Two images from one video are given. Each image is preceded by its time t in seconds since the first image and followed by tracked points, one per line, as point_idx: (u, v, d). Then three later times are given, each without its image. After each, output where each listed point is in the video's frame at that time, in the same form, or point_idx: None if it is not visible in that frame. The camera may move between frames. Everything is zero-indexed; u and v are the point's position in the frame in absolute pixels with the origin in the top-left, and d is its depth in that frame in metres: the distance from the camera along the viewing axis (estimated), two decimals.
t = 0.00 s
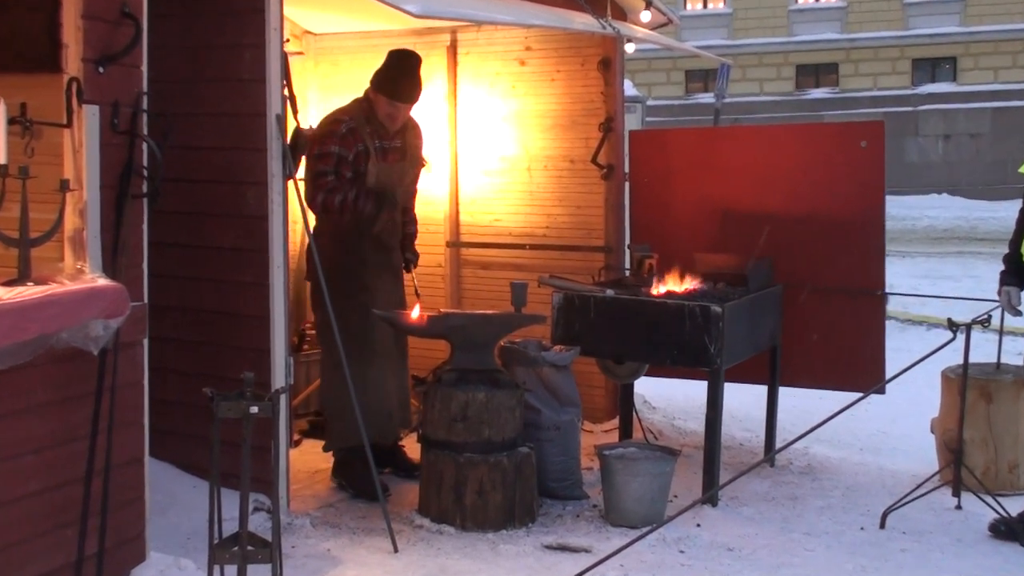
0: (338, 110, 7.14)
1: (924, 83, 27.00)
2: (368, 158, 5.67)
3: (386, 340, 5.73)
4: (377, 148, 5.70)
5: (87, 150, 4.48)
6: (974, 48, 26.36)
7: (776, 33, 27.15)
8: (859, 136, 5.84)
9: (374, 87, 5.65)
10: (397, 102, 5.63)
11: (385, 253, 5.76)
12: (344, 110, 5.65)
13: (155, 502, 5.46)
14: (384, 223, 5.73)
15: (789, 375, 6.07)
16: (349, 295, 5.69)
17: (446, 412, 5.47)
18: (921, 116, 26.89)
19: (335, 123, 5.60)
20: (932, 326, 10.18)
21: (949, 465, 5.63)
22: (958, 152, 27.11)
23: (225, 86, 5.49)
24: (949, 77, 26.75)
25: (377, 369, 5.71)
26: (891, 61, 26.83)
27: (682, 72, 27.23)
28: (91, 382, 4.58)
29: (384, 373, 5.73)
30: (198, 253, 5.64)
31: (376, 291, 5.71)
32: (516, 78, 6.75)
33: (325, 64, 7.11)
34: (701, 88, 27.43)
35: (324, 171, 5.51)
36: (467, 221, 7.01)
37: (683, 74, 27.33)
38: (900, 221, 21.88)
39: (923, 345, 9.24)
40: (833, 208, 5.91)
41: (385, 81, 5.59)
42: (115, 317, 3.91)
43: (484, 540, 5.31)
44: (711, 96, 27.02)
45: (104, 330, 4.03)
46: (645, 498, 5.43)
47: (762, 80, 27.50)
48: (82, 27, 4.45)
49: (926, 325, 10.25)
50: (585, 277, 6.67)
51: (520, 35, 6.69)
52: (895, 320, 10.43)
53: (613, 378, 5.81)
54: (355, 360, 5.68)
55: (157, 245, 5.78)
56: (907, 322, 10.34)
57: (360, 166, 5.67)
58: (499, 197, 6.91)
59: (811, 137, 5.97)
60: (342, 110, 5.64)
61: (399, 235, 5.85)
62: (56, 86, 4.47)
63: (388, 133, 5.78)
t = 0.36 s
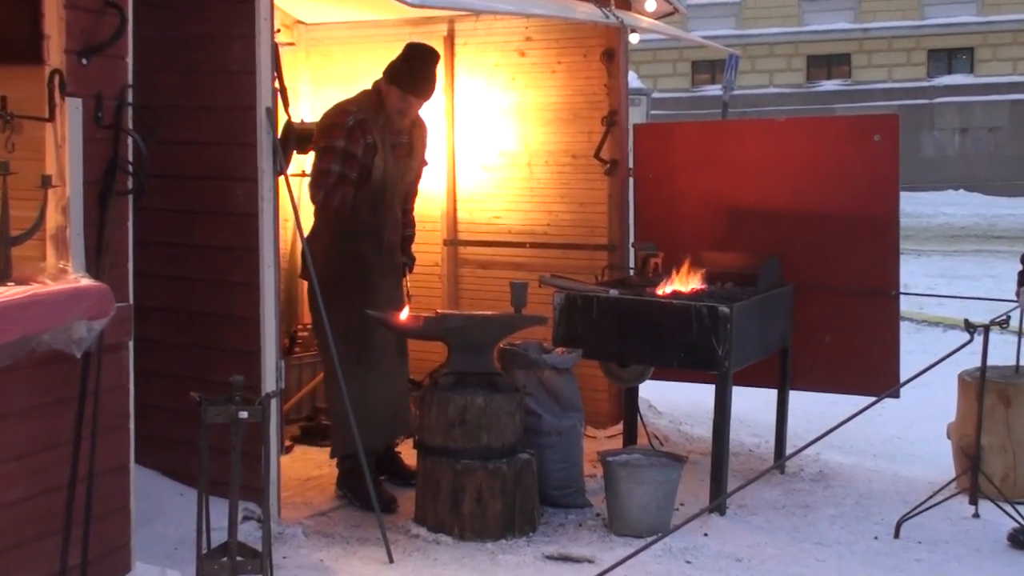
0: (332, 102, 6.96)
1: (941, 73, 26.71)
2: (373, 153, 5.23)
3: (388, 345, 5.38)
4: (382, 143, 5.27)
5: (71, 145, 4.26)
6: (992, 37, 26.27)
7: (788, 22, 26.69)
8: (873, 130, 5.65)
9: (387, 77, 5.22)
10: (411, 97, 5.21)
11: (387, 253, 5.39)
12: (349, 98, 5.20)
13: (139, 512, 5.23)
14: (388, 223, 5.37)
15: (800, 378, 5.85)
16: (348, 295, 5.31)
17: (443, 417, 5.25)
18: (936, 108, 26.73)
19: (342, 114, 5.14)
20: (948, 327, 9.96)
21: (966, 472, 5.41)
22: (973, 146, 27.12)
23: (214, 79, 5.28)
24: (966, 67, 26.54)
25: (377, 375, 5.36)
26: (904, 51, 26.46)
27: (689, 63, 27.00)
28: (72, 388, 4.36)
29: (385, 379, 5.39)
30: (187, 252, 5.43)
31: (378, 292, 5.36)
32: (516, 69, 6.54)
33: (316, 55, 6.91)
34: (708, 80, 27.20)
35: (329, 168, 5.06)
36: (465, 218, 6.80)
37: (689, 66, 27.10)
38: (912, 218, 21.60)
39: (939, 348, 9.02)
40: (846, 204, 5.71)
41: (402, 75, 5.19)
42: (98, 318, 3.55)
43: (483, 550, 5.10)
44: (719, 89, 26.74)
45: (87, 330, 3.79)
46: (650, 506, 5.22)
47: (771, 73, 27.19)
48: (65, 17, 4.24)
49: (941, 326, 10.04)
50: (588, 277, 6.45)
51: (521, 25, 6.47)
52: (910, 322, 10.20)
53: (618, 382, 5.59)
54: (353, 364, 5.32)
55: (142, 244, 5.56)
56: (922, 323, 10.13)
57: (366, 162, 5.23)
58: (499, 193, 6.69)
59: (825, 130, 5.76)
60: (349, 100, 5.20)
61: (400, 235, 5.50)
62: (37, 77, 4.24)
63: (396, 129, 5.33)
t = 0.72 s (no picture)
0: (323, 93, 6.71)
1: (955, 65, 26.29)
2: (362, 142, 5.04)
3: (381, 347, 5.17)
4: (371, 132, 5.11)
5: (50, 138, 4.03)
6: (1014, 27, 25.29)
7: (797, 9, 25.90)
8: (889, 121, 5.42)
9: (376, 64, 5.10)
10: (400, 82, 5.12)
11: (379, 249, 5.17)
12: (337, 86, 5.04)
13: (122, 522, 4.99)
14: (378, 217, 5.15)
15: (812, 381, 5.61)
16: (341, 294, 5.10)
17: (439, 422, 5.03)
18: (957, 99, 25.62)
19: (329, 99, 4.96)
20: (968, 328, 9.71)
21: (986, 479, 5.17)
22: (994, 138, 25.53)
23: (199, 70, 5.05)
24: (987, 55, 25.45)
25: (370, 378, 5.16)
26: (927, 37, 25.52)
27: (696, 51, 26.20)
28: (51, 393, 4.12)
29: (380, 384, 5.19)
30: (173, 250, 5.20)
31: (372, 292, 5.14)
32: (515, 59, 6.31)
33: (307, 44, 6.67)
34: (717, 70, 26.62)
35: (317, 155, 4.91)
36: (462, 214, 6.57)
37: (697, 55, 26.36)
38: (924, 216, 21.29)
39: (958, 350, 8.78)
40: (860, 200, 5.48)
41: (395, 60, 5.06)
42: (78, 317, 3.30)
43: (482, 561, 4.86)
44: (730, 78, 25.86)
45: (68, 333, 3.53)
46: (655, 515, 4.98)
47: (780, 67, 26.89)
48: (44, 4, 4.01)
49: (960, 327, 9.79)
50: (592, 275, 6.22)
51: (520, 12, 6.24)
52: (928, 322, 9.95)
53: (622, 386, 5.35)
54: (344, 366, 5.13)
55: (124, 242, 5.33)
56: (941, 323, 9.88)
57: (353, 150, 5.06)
58: (498, 188, 6.45)
59: (841, 123, 5.52)
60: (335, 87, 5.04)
61: (394, 234, 5.26)
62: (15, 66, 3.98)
63: (384, 117, 5.18)
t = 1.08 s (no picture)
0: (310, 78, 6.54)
1: (986, 45, 25.21)
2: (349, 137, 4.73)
3: (370, 349, 4.89)
4: (361, 125, 4.78)
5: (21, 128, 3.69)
6: None
7: None
8: (912, 108, 5.15)
9: (368, 52, 4.76)
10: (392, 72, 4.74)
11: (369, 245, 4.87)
12: (325, 78, 4.72)
13: (96, 535, 4.68)
14: (367, 214, 4.83)
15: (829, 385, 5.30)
16: (330, 294, 4.80)
17: (434, 429, 4.72)
18: (981, 85, 25.24)
19: (313, 96, 4.67)
20: (995, 329, 9.37)
21: (1016, 490, 4.84)
22: None
23: (178, 55, 4.75)
24: (1016, 39, 25.11)
25: (360, 383, 4.88)
26: (948, 22, 24.86)
27: (708, 36, 25.75)
28: (18, 402, 3.81)
29: (369, 389, 4.91)
30: (151, 247, 4.90)
31: (362, 292, 4.85)
32: (515, 43, 6.00)
33: (293, 27, 6.51)
34: (729, 54, 25.95)
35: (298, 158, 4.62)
36: (460, 208, 6.26)
37: (709, 38, 25.81)
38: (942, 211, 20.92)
39: (986, 353, 8.44)
40: (879, 193, 5.21)
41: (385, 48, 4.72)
42: (51, 320, 3.05)
43: None
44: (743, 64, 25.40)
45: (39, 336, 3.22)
46: (664, 528, 4.67)
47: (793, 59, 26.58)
48: None
49: (987, 328, 9.45)
50: (598, 273, 5.90)
51: None
52: (954, 323, 9.62)
53: (629, 391, 5.04)
54: (332, 370, 4.84)
55: (100, 238, 5.03)
56: (967, 325, 9.55)
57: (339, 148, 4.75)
58: (496, 181, 6.14)
59: (860, 111, 5.26)
60: (323, 79, 4.72)
61: (384, 230, 4.95)
62: None
63: (376, 110, 4.84)
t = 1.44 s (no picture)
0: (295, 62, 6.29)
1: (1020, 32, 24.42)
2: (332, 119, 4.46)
3: (357, 351, 4.60)
4: (345, 108, 4.51)
5: None
6: None
7: None
8: (937, 97, 4.91)
9: (350, 31, 4.48)
10: (377, 52, 4.47)
11: (356, 241, 4.59)
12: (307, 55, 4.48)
13: (68, 551, 4.38)
14: (354, 205, 4.57)
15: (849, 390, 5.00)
16: (316, 293, 4.53)
17: (429, 437, 4.42)
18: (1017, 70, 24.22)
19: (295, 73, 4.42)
20: None
21: None
22: None
23: (156, 39, 4.46)
24: None
25: (348, 387, 4.58)
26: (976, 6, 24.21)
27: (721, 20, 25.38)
28: None
29: (358, 394, 4.62)
30: (128, 242, 4.61)
31: (350, 290, 4.57)
32: (515, 25, 5.71)
33: (279, 9, 6.24)
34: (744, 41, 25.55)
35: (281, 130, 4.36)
36: (456, 201, 5.97)
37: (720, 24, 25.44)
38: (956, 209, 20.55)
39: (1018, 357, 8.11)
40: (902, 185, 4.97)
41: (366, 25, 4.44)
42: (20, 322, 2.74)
43: None
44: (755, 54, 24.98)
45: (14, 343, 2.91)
46: (673, 543, 4.38)
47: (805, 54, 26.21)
48: None
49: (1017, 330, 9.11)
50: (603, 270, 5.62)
51: None
52: (983, 324, 9.28)
53: (637, 396, 4.75)
54: (318, 374, 4.55)
55: (75, 234, 4.73)
56: (996, 327, 9.21)
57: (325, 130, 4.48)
58: (495, 171, 5.85)
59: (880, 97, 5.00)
60: (304, 57, 4.48)
61: (373, 225, 4.68)
62: None
63: (359, 92, 4.57)
